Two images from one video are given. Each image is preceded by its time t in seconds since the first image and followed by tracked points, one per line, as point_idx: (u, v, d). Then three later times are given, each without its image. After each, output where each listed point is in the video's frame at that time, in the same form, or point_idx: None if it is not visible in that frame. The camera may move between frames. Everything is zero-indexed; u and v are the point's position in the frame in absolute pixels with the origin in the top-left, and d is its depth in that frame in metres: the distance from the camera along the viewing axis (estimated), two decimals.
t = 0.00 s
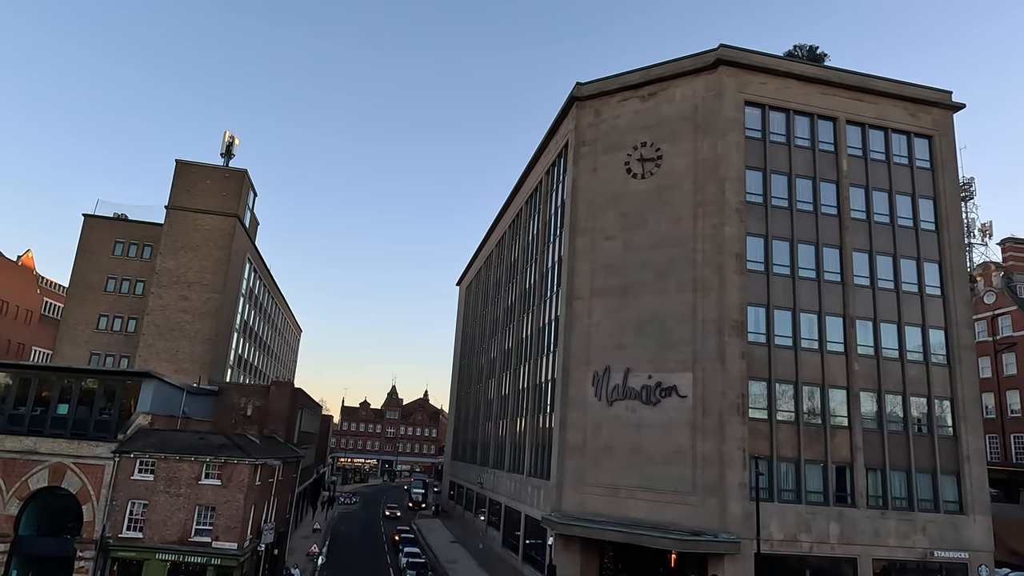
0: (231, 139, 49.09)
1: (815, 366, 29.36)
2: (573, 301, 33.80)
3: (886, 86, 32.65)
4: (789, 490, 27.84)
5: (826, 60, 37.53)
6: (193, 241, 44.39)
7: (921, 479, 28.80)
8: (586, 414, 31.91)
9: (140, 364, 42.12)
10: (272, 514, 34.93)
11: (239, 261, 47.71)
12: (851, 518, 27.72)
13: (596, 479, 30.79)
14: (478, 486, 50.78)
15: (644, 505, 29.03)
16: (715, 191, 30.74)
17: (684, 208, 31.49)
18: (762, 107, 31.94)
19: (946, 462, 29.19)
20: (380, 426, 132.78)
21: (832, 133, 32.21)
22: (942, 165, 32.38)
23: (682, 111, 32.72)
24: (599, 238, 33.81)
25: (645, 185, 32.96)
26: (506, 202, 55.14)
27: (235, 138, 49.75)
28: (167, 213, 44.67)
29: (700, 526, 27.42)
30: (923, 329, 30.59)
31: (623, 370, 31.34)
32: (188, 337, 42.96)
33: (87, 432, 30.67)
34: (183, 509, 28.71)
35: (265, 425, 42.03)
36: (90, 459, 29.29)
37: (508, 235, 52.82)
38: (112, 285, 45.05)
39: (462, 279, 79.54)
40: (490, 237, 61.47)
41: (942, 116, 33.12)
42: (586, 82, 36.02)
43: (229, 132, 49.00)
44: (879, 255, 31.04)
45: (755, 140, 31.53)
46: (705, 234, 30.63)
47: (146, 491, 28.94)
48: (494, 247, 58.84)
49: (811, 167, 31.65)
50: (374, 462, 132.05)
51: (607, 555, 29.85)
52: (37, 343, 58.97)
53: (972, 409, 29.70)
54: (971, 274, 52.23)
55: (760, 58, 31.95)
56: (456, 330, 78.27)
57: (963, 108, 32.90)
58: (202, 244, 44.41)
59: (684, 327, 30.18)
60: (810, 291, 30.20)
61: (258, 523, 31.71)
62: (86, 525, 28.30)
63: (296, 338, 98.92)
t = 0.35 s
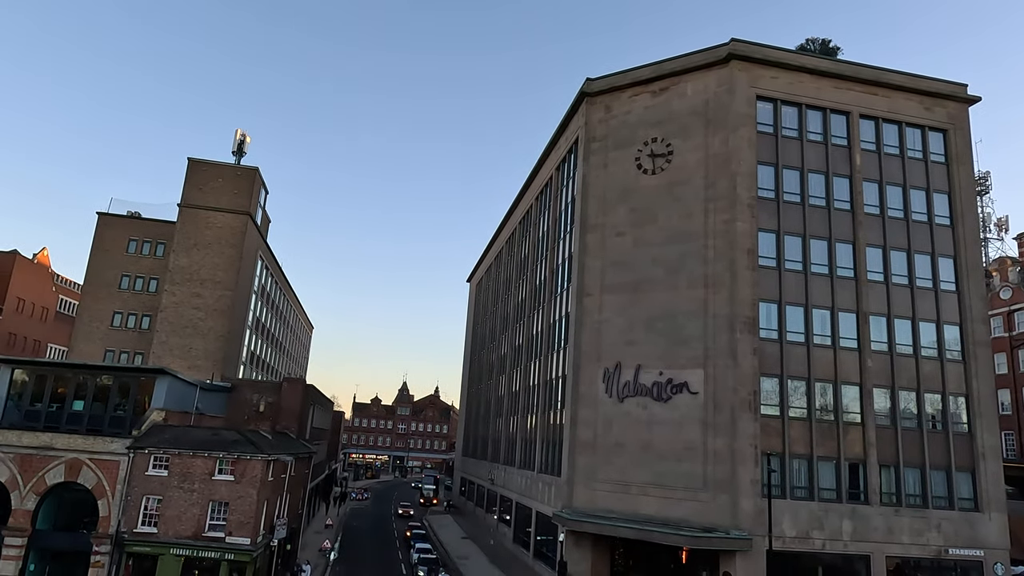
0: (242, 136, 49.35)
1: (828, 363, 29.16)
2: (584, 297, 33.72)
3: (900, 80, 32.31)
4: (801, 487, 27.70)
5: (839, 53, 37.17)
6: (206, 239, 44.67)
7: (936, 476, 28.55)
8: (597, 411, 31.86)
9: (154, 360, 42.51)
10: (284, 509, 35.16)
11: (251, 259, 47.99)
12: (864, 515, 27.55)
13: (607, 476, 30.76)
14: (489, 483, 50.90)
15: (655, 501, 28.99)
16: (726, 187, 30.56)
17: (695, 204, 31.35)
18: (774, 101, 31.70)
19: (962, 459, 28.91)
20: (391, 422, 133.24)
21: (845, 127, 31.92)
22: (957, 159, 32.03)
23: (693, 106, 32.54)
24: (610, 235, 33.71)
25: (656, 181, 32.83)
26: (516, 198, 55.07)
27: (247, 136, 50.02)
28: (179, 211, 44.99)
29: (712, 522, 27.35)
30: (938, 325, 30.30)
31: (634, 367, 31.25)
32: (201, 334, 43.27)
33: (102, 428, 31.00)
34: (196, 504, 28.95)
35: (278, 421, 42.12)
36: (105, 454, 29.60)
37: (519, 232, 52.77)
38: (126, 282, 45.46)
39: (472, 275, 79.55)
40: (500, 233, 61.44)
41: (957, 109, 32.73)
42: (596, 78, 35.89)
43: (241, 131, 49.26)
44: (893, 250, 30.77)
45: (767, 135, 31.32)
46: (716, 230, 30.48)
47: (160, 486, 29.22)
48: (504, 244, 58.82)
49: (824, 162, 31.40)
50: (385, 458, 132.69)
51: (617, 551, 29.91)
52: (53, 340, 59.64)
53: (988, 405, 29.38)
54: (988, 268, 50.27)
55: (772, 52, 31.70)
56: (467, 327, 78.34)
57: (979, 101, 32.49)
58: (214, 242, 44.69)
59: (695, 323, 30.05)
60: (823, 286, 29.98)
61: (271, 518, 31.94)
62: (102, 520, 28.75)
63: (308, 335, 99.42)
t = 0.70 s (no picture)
0: (253, 135, 49.59)
1: (840, 359, 28.96)
2: (593, 294, 33.63)
3: (914, 73, 31.99)
4: (813, 484, 27.57)
5: (851, 47, 36.85)
6: (217, 236, 44.95)
7: (950, 473, 28.31)
8: (607, 408, 31.79)
9: (166, 357, 42.84)
10: (296, 505, 35.38)
11: (262, 256, 48.26)
12: (876, 512, 27.36)
13: (617, 472, 30.73)
14: (499, 479, 50.99)
15: (665, 498, 28.94)
16: (736, 182, 30.42)
17: (706, 200, 31.21)
18: (785, 96, 31.50)
19: (976, 456, 28.64)
20: (402, 419, 133.66)
21: (857, 122, 31.66)
22: (971, 154, 31.70)
23: (703, 101, 32.37)
24: (619, 231, 33.62)
25: (666, 177, 32.70)
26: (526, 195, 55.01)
27: (257, 134, 50.25)
28: (190, 209, 45.29)
29: (722, 520, 27.26)
30: (951, 321, 30.02)
31: (644, 364, 31.18)
32: (213, 332, 43.58)
33: (116, 424, 31.20)
34: (209, 500, 29.20)
35: (289, 417, 42.25)
36: (119, 450, 29.82)
37: (529, 228, 52.69)
38: (139, 280, 45.83)
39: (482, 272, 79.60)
40: (510, 230, 61.36)
41: (972, 103, 32.36)
42: (606, 74, 35.76)
43: (251, 129, 49.48)
44: (906, 246, 30.50)
45: (778, 130, 31.12)
46: (726, 226, 30.33)
47: (172, 482, 29.47)
48: (514, 241, 58.82)
49: (836, 157, 31.16)
50: (396, 454, 133.26)
51: (628, 548, 29.88)
52: (68, 338, 60.29)
53: (1003, 402, 29.08)
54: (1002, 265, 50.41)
55: (783, 47, 31.47)
56: (477, 323, 78.37)
57: (993, 95, 32.12)
58: (225, 239, 44.96)
59: (705, 319, 29.93)
60: (834, 282, 29.78)
61: (283, 514, 32.15)
62: (115, 515, 28.88)
63: (319, 332, 99.91)
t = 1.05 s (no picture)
0: (263, 133, 49.80)
1: (851, 356, 28.77)
2: (603, 291, 33.57)
3: (926, 67, 31.69)
4: (823, 481, 27.43)
5: (863, 41, 36.55)
6: (227, 234, 45.19)
7: (963, 471, 28.07)
8: (617, 405, 31.75)
9: (178, 354, 43.13)
10: (306, 501, 35.57)
11: (272, 254, 48.49)
12: (888, 510, 27.18)
13: (626, 469, 30.70)
14: (509, 476, 51.05)
15: (675, 495, 28.87)
16: (746, 178, 30.26)
17: (715, 196, 31.07)
18: (795, 91, 31.28)
19: (989, 454, 28.39)
20: (411, 415, 134.08)
21: (868, 117, 31.40)
22: (985, 149, 31.37)
23: (713, 97, 32.20)
24: (629, 228, 33.53)
25: (676, 173, 32.56)
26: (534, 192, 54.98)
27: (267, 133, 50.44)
28: (201, 207, 45.55)
29: (732, 517, 27.18)
30: (964, 317, 29.74)
31: (654, 360, 31.11)
32: (224, 329, 43.84)
33: (129, 421, 31.69)
34: (220, 496, 29.42)
35: (299, 414, 42.79)
36: (131, 446, 30.04)
37: (537, 225, 52.69)
38: (150, 278, 46.17)
39: (490, 270, 79.67)
40: (518, 227, 61.39)
41: (985, 97, 32.02)
42: (615, 70, 35.64)
43: (261, 127, 49.65)
44: (918, 242, 30.25)
45: (788, 125, 30.91)
46: (736, 222, 30.18)
47: (184, 478, 29.68)
48: (523, 238, 58.81)
49: (847, 152, 30.93)
50: (406, 451, 133.78)
51: (638, 545, 29.96)
52: (81, 335, 60.87)
53: (1017, 399, 28.80)
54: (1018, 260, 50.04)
55: (794, 41, 31.23)
56: (486, 321, 78.47)
57: (1007, 89, 31.75)
58: (236, 237, 45.20)
59: (715, 316, 29.81)
60: (846, 278, 29.58)
61: (293, 510, 32.34)
62: (129, 511, 29.18)
63: (328, 329, 100.32)
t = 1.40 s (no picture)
0: (271, 131, 49.98)
1: (862, 353, 28.60)
2: (611, 288, 33.53)
3: (939, 61, 31.38)
4: (834, 478, 27.30)
5: (874, 36, 36.23)
6: (237, 232, 45.43)
7: (975, 468, 27.87)
8: (625, 402, 31.71)
9: (189, 352, 43.45)
10: (316, 497, 35.76)
11: (282, 252, 48.71)
12: (899, 507, 27.02)
13: (635, 466, 30.68)
14: (518, 472, 51.06)
15: (685, 492, 28.82)
16: (756, 174, 30.10)
17: (725, 191, 30.92)
18: (805, 86, 31.07)
19: (1002, 451, 28.17)
20: (420, 412, 134.46)
21: (879, 112, 31.15)
22: (997, 143, 31.05)
23: (722, 93, 32.03)
24: (637, 224, 33.45)
25: (684, 169, 32.44)
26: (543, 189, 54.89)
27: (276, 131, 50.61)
28: (211, 205, 45.80)
29: (742, 514, 27.10)
30: (977, 314, 29.49)
31: (663, 357, 31.03)
32: (234, 326, 44.10)
33: (141, 417, 31.97)
34: (231, 492, 29.63)
35: (309, 411, 42.91)
36: (143, 443, 30.28)
37: (546, 222, 52.66)
38: (161, 276, 46.50)
39: (499, 267, 79.72)
40: (527, 224, 61.32)
41: (998, 91, 31.68)
42: (623, 66, 35.52)
43: (270, 125, 49.84)
44: (930, 237, 30.00)
45: (798, 121, 30.72)
46: (746, 218, 30.03)
47: (196, 474, 29.93)
48: (531, 235, 58.79)
49: (858, 148, 30.71)
50: (415, 448, 134.26)
51: (647, 541, 29.97)
52: (93, 332, 61.47)
53: None
54: None
55: (804, 36, 31.01)
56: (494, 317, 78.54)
57: (1021, 82, 31.40)
58: (245, 235, 45.42)
59: (725, 312, 29.70)
60: (856, 274, 29.38)
61: (303, 506, 32.52)
62: (140, 506, 29.48)
63: (337, 326, 100.81)
